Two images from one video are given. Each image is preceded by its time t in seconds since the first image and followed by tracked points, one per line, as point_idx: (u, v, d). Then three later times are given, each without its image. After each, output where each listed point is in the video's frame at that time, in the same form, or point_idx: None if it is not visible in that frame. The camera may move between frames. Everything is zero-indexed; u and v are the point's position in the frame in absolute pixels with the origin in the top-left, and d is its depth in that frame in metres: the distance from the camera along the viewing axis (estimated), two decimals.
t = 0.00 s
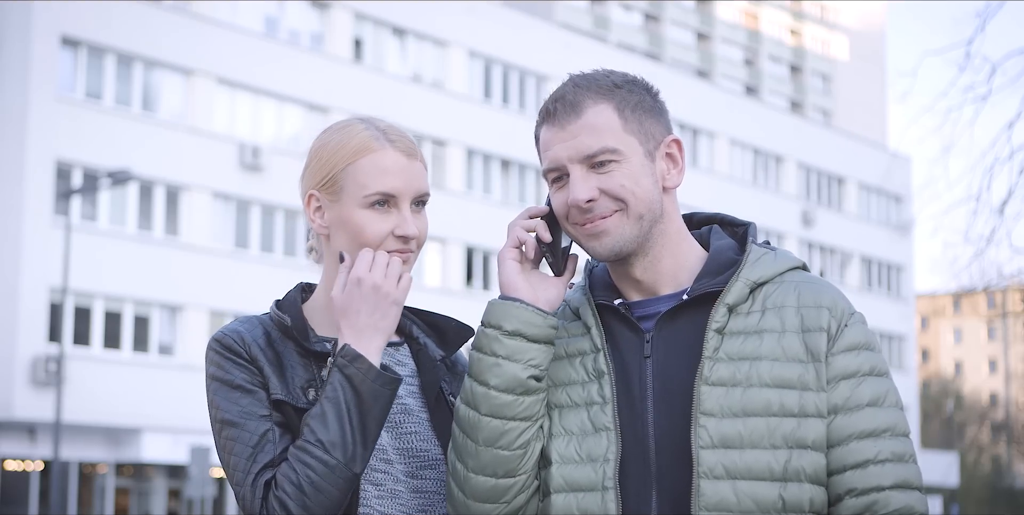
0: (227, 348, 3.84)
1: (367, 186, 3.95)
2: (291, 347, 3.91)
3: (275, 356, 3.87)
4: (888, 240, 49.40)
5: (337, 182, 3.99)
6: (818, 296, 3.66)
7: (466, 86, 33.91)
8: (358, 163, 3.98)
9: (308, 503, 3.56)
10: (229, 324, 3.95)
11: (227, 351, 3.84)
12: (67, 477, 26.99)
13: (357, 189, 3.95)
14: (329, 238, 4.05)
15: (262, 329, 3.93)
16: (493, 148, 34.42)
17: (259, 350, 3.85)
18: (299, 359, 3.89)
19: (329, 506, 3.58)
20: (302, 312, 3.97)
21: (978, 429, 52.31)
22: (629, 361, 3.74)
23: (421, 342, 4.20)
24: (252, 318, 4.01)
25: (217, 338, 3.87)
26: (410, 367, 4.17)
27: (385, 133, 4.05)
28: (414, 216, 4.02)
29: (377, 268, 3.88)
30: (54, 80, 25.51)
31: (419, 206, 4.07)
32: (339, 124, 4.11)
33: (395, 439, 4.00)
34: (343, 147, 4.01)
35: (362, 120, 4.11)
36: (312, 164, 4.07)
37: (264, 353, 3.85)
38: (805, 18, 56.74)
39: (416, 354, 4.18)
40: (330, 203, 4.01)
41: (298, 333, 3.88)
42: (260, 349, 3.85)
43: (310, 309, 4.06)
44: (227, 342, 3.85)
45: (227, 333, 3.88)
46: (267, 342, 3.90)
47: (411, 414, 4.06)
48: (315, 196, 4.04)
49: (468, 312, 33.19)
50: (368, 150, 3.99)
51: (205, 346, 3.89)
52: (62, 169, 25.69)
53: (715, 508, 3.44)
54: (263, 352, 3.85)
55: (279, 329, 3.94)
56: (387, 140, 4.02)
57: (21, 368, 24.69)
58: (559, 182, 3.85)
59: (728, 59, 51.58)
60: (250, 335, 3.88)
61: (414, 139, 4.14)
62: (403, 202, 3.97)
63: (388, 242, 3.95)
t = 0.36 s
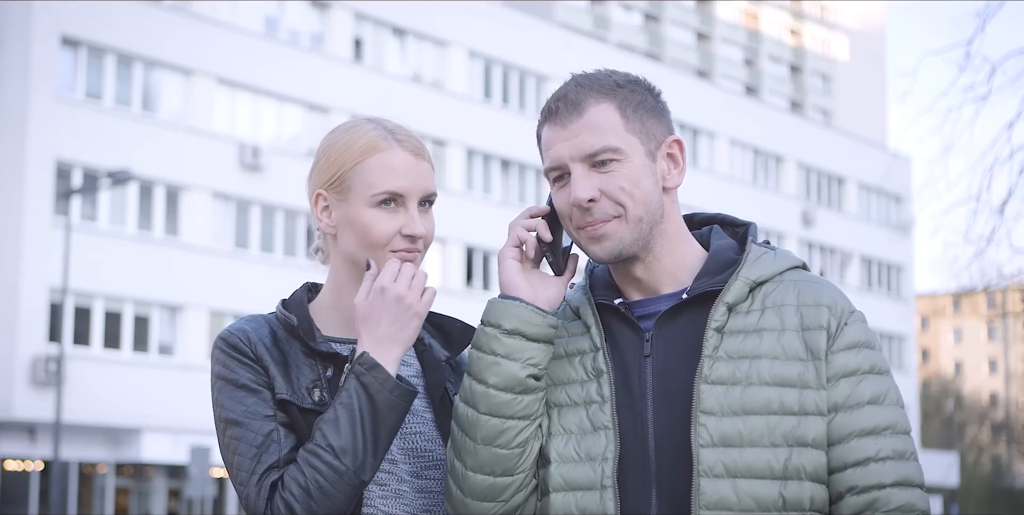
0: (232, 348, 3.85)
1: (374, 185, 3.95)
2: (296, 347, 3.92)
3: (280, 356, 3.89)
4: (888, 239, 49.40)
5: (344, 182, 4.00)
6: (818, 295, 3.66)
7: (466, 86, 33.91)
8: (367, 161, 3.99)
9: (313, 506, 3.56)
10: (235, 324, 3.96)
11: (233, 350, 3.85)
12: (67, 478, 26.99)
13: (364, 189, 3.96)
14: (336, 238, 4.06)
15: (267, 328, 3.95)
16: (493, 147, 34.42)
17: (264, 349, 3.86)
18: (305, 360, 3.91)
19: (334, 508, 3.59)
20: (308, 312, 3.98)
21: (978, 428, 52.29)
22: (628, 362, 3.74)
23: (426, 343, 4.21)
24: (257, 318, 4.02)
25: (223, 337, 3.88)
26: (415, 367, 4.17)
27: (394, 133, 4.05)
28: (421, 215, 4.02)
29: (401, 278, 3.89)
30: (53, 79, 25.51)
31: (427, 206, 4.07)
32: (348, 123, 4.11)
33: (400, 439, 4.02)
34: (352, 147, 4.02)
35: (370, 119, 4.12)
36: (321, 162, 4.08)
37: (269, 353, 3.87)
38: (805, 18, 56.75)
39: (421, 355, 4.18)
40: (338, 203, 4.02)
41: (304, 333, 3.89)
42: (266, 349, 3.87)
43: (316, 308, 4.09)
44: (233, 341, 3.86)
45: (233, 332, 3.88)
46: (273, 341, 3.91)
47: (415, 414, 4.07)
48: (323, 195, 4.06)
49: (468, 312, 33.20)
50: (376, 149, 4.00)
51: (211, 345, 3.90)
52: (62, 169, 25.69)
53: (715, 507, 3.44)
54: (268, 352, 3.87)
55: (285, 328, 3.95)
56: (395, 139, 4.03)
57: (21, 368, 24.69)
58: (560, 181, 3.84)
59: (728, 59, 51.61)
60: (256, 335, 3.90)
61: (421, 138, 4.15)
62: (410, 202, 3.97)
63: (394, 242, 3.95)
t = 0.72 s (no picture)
0: (238, 345, 3.85)
1: (383, 182, 3.98)
2: (302, 346, 3.91)
3: (285, 354, 3.88)
4: (888, 239, 49.39)
5: (351, 179, 4.04)
6: (817, 295, 3.66)
7: (466, 86, 33.90)
8: (374, 160, 4.02)
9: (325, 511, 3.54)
10: (241, 321, 3.96)
11: (238, 348, 3.85)
12: (67, 478, 26.98)
13: (370, 185, 3.99)
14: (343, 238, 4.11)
15: (273, 328, 3.95)
16: (493, 148, 34.42)
17: (269, 349, 3.86)
18: (310, 358, 3.88)
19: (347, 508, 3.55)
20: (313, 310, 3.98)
21: (978, 429, 52.29)
22: (627, 362, 3.74)
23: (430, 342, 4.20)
24: (263, 316, 4.02)
25: (228, 334, 3.87)
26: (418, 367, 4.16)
27: (401, 132, 4.09)
28: (429, 214, 4.04)
29: (455, 315, 4.02)
30: (53, 79, 25.52)
31: (434, 205, 4.09)
32: (357, 122, 4.15)
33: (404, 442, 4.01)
34: (358, 144, 4.06)
35: (379, 120, 4.16)
36: (328, 162, 4.12)
37: (274, 351, 3.86)
38: (805, 18, 56.77)
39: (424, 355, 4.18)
40: (345, 201, 4.05)
41: (309, 332, 3.88)
42: (271, 348, 3.86)
43: (322, 306, 4.10)
44: (238, 338, 3.86)
45: (238, 330, 3.88)
46: (278, 340, 3.91)
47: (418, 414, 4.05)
48: (330, 194, 4.09)
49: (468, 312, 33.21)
50: (384, 147, 4.03)
51: (217, 343, 3.89)
52: (62, 169, 25.70)
53: (713, 506, 3.44)
54: (274, 350, 3.86)
55: (290, 327, 3.95)
56: (403, 138, 4.06)
57: (21, 368, 24.69)
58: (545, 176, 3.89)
59: (728, 59, 51.64)
60: (261, 333, 3.90)
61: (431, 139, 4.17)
62: (417, 199, 4.00)
63: (401, 239, 3.96)
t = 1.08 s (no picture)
0: (244, 340, 3.80)
1: (393, 180, 4.00)
2: (307, 344, 3.89)
3: (292, 352, 3.85)
4: (888, 239, 49.39)
5: (360, 177, 4.05)
6: (814, 292, 3.66)
7: (466, 86, 33.91)
8: (383, 157, 4.03)
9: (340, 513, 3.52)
10: (247, 317, 3.93)
11: (244, 343, 3.80)
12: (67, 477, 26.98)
13: (380, 184, 4.00)
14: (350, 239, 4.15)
15: (279, 324, 3.91)
16: (493, 147, 34.42)
17: (277, 345, 3.83)
18: (316, 357, 3.87)
19: (354, 505, 3.55)
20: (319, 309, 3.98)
21: (978, 429, 52.26)
22: (625, 361, 3.74)
23: (433, 344, 4.21)
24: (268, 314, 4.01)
25: (233, 330, 3.83)
26: (420, 368, 4.17)
27: (409, 130, 4.12)
28: (436, 212, 4.07)
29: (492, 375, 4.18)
30: (54, 79, 25.53)
31: (441, 204, 4.13)
32: (365, 120, 4.17)
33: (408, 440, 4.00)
34: (368, 142, 4.06)
35: (391, 120, 4.19)
36: (336, 159, 4.13)
37: (281, 348, 3.83)
38: (805, 18, 56.76)
39: (427, 355, 4.19)
40: (352, 198, 4.06)
41: (315, 330, 3.87)
42: (278, 344, 3.83)
43: (326, 304, 4.10)
44: (244, 335, 3.81)
45: (243, 326, 3.84)
46: (284, 337, 3.87)
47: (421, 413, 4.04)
48: (337, 191, 4.09)
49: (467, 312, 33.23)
50: (394, 144, 4.05)
51: (221, 338, 3.85)
52: (63, 169, 25.70)
53: (708, 506, 3.45)
54: (280, 348, 3.83)
55: (295, 325, 3.92)
56: (411, 136, 4.09)
57: (21, 368, 24.67)
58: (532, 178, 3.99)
59: (727, 59, 51.65)
60: (268, 329, 3.86)
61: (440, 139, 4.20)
62: (426, 198, 4.03)
63: (409, 236, 3.98)
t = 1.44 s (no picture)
0: (240, 342, 3.80)
1: (398, 177, 4.01)
2: (305, 346, 3.88)
3: (288, 354, 3.84)
4: (888, 239, 49.39)
5: (364, 175, 4.05)
6: (816, 294, 3.66)
7: (466, 86, 33.92)
8: (387, 155, 4.04)
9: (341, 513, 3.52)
10: (244, 319, 3.92)
11: (241, 345, 3.80)
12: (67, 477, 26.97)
13: (385, 181, 4.01)
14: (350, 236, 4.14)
15: (276, 326, 3.91)
16: (493, 147, 34.42)
17: (274, 348, 3.82)
18: (312, 358, 3.86)
19: (354, 509, 3.56)
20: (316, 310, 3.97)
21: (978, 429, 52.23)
22: (627, 361, 3.74)
23: (431, 342, 4.22)
24: (264, 315, 4.00)
25: (229, 332, 3.83)
26: (419, 368, 4.18)
27: (412, 129, 4.14)
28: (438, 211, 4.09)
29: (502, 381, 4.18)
30: (54, 79, 25.53)
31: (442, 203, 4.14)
32: (365, 119, 4.18)
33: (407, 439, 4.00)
34: (372, 139, 4.07)
35: (391, 119, 4.20)
36: (337, 158, 4.13)
37: (277, 351, 3.82)
38: (806, 18, 56.75)
39: (425, 354, 4.20)
40: (356, 195, 4.06)
41: (311, 331, 3.86)
42: (276, 348, 3.83)
43: (324, 305, 4.09)
44: (241, 337, 3.80)
45: (240, 328, 3.84)
46: (280, 339, 3.87)
47: (419, 412, 4.03)
48: (339, 189, 4.10)
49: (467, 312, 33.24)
50: (398, 142, 4.06)
51: (218, 340, 3.85)
52: (63, 169, 25.70)
53: (711, 505, 3.44)
54: (277, 350, 3.82)
55: (293, 326, 3.92)
56: (414, 135, 4.11)
57: (21, 368, 24.66)
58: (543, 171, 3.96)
59: (728, 59, 51.66)
60: (264, 331, 3.85)
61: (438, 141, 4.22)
62: (430, 195, 4.04)
63: (414, 233, 3.99)
